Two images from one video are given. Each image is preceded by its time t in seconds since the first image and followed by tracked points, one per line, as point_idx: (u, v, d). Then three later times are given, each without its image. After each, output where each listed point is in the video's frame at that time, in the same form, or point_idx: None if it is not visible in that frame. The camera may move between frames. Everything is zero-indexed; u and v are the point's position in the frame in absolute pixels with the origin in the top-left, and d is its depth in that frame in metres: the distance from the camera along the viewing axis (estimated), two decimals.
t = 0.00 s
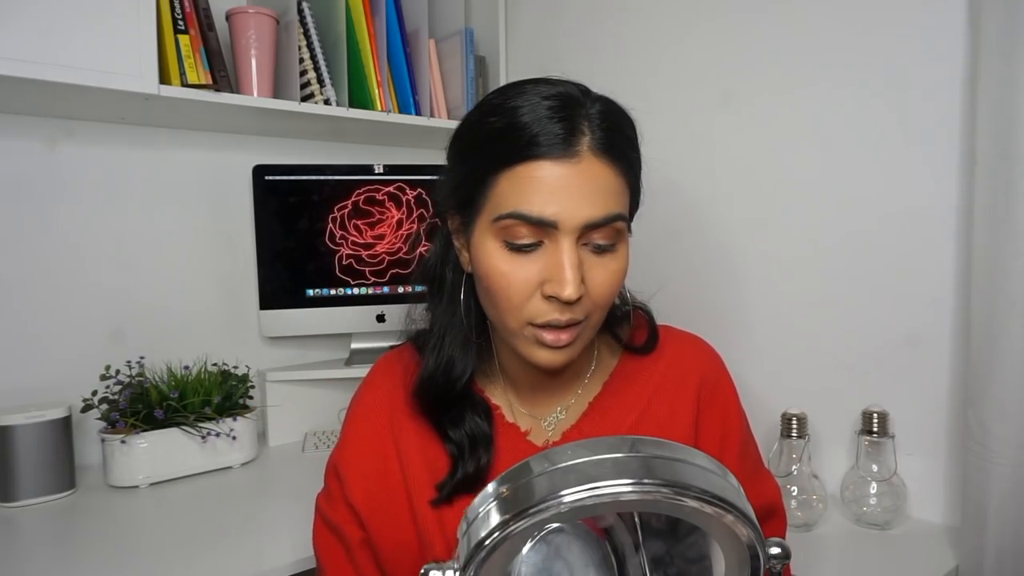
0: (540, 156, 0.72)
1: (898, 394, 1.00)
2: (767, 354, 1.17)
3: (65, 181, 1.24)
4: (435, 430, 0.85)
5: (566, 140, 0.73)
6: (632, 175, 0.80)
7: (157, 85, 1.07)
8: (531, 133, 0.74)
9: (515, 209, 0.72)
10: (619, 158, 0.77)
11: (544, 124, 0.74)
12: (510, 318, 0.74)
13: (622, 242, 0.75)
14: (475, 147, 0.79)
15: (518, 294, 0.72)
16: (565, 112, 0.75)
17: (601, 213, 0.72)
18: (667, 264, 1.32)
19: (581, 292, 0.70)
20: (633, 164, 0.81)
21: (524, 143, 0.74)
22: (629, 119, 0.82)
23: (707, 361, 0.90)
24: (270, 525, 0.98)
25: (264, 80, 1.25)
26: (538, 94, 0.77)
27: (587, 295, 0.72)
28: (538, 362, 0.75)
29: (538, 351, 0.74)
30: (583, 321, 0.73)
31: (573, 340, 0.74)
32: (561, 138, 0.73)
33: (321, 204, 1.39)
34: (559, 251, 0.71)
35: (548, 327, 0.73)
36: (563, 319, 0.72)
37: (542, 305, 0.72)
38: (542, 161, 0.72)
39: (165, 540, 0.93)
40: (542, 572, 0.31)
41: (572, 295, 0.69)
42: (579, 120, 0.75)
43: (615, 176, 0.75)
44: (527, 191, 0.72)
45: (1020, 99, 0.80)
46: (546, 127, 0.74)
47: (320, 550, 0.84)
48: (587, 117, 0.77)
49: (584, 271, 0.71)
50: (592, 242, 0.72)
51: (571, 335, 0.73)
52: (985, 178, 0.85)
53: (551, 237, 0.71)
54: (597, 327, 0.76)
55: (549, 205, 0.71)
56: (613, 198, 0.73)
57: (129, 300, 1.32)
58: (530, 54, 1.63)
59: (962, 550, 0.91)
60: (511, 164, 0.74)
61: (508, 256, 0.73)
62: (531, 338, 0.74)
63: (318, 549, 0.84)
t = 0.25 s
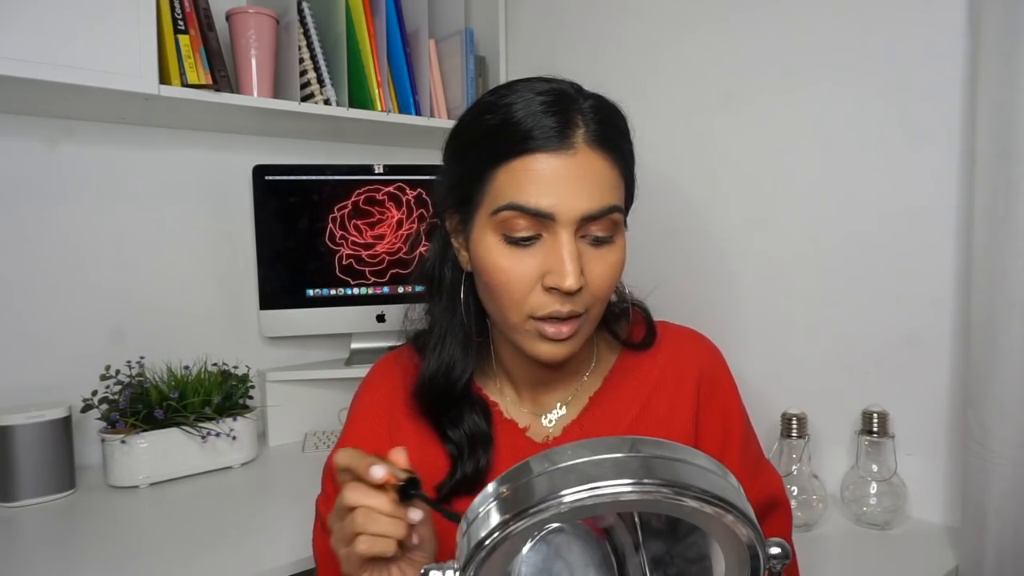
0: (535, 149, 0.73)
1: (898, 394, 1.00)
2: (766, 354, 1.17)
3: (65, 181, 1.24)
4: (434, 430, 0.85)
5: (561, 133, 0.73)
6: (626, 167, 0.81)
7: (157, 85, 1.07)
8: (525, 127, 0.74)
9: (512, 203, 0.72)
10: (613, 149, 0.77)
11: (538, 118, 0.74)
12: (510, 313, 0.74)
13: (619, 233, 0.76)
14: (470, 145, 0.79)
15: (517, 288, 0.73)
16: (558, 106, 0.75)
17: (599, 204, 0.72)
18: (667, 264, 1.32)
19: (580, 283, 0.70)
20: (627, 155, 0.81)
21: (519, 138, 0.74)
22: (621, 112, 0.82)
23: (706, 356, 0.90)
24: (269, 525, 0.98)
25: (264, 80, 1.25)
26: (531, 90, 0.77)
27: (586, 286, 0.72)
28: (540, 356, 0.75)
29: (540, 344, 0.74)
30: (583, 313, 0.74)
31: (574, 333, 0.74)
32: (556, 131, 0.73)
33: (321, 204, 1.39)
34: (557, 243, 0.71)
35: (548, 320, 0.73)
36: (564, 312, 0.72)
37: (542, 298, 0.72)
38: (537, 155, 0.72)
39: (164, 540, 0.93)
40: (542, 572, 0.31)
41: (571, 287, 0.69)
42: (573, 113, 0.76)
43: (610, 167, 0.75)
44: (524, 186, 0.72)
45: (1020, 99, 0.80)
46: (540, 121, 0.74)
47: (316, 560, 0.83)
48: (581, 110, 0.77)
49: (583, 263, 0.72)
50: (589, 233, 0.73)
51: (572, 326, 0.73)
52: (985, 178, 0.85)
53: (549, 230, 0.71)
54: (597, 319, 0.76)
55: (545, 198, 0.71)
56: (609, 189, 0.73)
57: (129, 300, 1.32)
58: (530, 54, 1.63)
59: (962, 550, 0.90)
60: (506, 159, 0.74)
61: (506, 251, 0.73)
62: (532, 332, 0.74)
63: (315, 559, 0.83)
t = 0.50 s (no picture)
0: (504, 144, 0.74)
1: (898, 394, 1.00)
2: (767, 353, 1.17)
3: (65, 181, 1.24)
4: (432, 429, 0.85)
5: (534, 123, 0.74)
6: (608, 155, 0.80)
7: (157, 85, 1.07)
8: (498, 120, 0.75)
9: (490, 196, 0.73)
10: (591, 138, 0.77)
11: (511, 110, 0.75)
12: (494, 309, 0.75)
13: (600, 220, 0.75)
14: (451, 146, 0.81)
15: (498, 283, 0.73)
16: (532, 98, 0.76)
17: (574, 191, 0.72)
18: (667, 264, 1.33)
19: (555, 271, 0.70)
20: (606, 142, 0.81)
21: (489, 135, 0.75)
22: (601, 104, 0.82)
23: (708, 357, 0.90)
24: (270, 525, 0.98)
25: (264, 80, 1.25)
26: (503, 89, 0.79)
27: (567, 275, 0.72)
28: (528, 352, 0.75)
29: (526, 337, 0.74)
30: (568, 303, 0.73)
31: (559, 324, 0.73)
32: (524, 124, 0.74)
33: (321, 204, 1.39)
34: (531, 234, 0.71)
35: (530, 313, 0.73)
36: (546, 301, 0.72)
37: (524, 288, 0.72)
38: (511, 145, 0.73)
39: (164, 540, 0.93)
40: (542, 572, 0.31)
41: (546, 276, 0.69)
42: (543, 106, 0.76)
43: (586, 156, 0.75)
44: (496, 181, 0.73)
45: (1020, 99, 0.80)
46: (509, 115, 0.75)
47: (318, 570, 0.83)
48: (552, 102, 0.78)
49: (559, 251, 0.72)
50: (566, 222, 0.73)
51: (557, 317, 0.73)
52: (985, 178, 0.85)
53: (523, 222, 0.72)
54: (587, 311, 0.76)
55: (519, 188, 0.71)
56: (581, 175, 0.73)
57: (129, 300, 1.32)
58: (530, 54, 1.63)
59: (962, 550, 0.90)
60: (483, 153, 0.75)
61: (487, 247, 0.74)
62: (516, 326, 0.74)
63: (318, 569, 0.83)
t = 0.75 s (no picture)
0: (490, 144, 0.74)
1: (898, 393, 1.00)
2: (767, 353, 1.17)
3: (65, 181, 1.24)
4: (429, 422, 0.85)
5: (521, 122, 0.75)
6: (598, 151, 0.80)
7: (157, 85, 1.07)
8: (486, 119, 0.76)
9: (479, 194, 0.73)
10: (580, 135, 0.78)
11: (498, 110, 0.76)
12: (487, 309, 0.75)
13: (589, 216, 0.75)
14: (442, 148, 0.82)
15: (489, 283, 0.73)
16: (521, 97, 0.77)
17: (561, 187, 0.73)
18: (667, 264, 1.33)
19: (543, 269, 0.70)
20: (596, 139, 0.81)
21: (476, 135, 0.76)
22: (591, 100, 0.82)
23: (707, 357, 0.91)
24: (269, 524, 0.98)
25: (264, 80, 1.25)
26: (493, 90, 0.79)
27: (556, 270, 0.72)
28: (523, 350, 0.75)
29: (520, 336, 0.74)
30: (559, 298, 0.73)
31: (552, 322, 0.73)
32: (511, 124, 0.75)
33: (321, 204, 1.39)
34: (519, 233, 0.72)
35: (521, 312, 0.73)
36: (536, 298, 0.72)
37: (513, 285, 0.72)
38: (498, 144, 0.74)
39: (164, 540, 0.93)
40: (542, 572, 0.31)
41: (533, 274, 0.70)
42: (530, 105, 0.77)
43: (573, 153, 0.76)
44: (484, 181, 0.74)
45: (1020, 99, 0.80)
46: (497, 116, 0.76)
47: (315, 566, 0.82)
48: (540, 101, 0.78)
49: (547, 249, 0.72)
50: (554, 220, 0.73)
51: (549, 313, 0.72)
52: (985, 177, 0.85)
53: (511, 221, 0.73)
54: (580, 309, 0.75)
55: (506, 188, 0.72)
56: (567, 173, 0.74)
57: (129, 300, 1.32)
58: (530, 54, 1.63)
59: (962, 550, 0.90)
60: (471, 152, 0.76)
61: (477, 247, 0.75)
62: (510, 325, 0.74)
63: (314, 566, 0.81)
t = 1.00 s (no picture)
0: (477, 142, 0.75)
1: (898, 393, 1.00)
2: (767, 353, 1.17)
3: (65, 181, 1.24)
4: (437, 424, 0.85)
5: (509, 120, 0.75)
6: (587, 146, 0.81)
7: (157, 85, 1.07)
8: (474, 119, 0.77)
9: (471, 192, 0.74)
10: (569, 130, 0.78)
11: (484, 109, 0.77)
12: (482, 306, 0.76)
13: (578, 209, 0.75)
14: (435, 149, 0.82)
15: (482, 279, 0.74)
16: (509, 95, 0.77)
17: (550, 182, 0.73)
18: (667, 264, 1.33)
19: (533, 261, 0.71)
20: (586, 135, 0.81)
21: (463, 134, 0.76)
22: (578, 96, 0.83)
23: (707, 357, 0.91)
24: (269, 525, 0.98)
25: (264, 80, 1.25)
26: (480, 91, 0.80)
27: (548, 264, 0.72)
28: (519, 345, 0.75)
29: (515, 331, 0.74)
30: (552, 291, 0.73)
31: (546, 315, 0.73)
32: (497, 121, 0.75)
33: (321, 204, 1.39)
34: (508, 227, 0.72)
35: (514, 306, 0.73)
36: (529, 291, 0.72)
37: (506, 280, 0.72)
38: (485, 142, 0.75)
39: (164, 540, 0.93)
40: (542, 572, 0.31)
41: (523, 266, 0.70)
42: (515, 103, 0.77)
43: (562, 147, 0.76)
44: (473, 179, 0.74)
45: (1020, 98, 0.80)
46: (482, 113, 0.76)
47: None
48: (525, 98, 0.78)
49: (537, 242, 0.72)
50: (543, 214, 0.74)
51: (542, 307, 0.73)
52: (985, 177, 0.85)
53: (500, 216, 0.73)
54: (575, 302, 0.75)
55: (493, 183, 0.73)
56: (554, 167, 0.74)
57: (129, 300, 1.32)
58: (530, 54, 1.63)
59: (962, 550, 0.90)
60: (459, 151, 0.76)
61: (470, 244, 0.75)
62: (504, 320, 0.74)
63: None
